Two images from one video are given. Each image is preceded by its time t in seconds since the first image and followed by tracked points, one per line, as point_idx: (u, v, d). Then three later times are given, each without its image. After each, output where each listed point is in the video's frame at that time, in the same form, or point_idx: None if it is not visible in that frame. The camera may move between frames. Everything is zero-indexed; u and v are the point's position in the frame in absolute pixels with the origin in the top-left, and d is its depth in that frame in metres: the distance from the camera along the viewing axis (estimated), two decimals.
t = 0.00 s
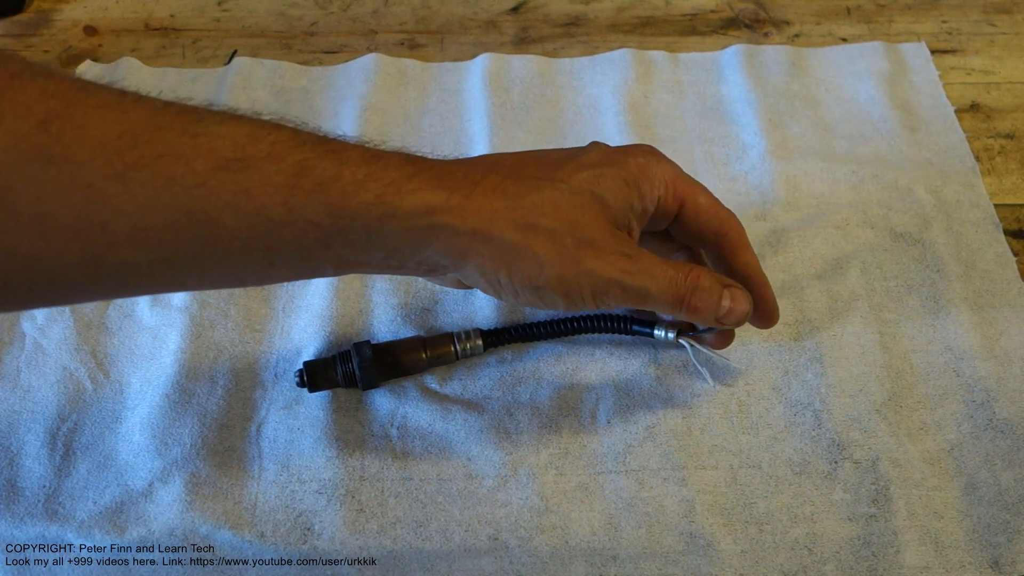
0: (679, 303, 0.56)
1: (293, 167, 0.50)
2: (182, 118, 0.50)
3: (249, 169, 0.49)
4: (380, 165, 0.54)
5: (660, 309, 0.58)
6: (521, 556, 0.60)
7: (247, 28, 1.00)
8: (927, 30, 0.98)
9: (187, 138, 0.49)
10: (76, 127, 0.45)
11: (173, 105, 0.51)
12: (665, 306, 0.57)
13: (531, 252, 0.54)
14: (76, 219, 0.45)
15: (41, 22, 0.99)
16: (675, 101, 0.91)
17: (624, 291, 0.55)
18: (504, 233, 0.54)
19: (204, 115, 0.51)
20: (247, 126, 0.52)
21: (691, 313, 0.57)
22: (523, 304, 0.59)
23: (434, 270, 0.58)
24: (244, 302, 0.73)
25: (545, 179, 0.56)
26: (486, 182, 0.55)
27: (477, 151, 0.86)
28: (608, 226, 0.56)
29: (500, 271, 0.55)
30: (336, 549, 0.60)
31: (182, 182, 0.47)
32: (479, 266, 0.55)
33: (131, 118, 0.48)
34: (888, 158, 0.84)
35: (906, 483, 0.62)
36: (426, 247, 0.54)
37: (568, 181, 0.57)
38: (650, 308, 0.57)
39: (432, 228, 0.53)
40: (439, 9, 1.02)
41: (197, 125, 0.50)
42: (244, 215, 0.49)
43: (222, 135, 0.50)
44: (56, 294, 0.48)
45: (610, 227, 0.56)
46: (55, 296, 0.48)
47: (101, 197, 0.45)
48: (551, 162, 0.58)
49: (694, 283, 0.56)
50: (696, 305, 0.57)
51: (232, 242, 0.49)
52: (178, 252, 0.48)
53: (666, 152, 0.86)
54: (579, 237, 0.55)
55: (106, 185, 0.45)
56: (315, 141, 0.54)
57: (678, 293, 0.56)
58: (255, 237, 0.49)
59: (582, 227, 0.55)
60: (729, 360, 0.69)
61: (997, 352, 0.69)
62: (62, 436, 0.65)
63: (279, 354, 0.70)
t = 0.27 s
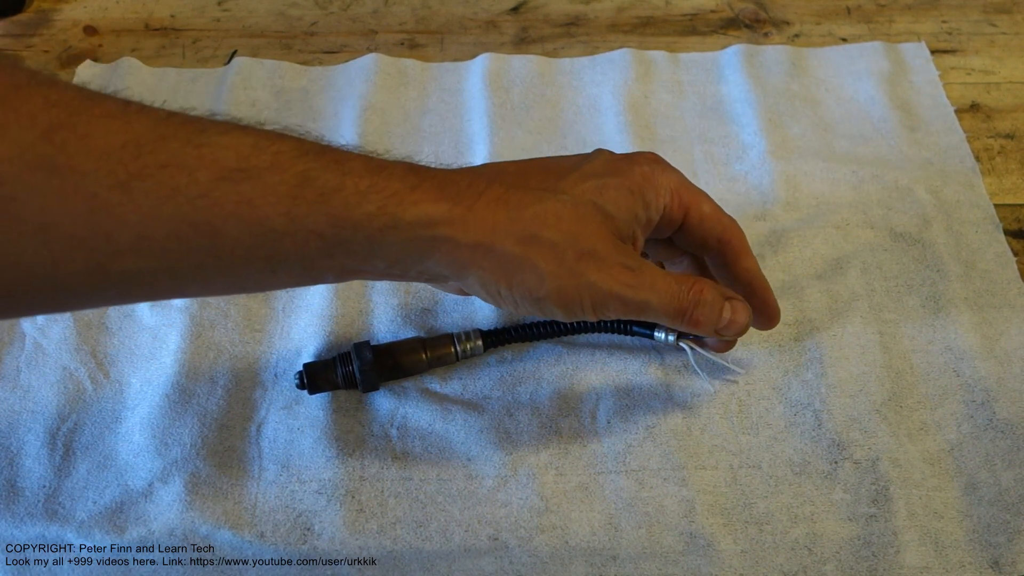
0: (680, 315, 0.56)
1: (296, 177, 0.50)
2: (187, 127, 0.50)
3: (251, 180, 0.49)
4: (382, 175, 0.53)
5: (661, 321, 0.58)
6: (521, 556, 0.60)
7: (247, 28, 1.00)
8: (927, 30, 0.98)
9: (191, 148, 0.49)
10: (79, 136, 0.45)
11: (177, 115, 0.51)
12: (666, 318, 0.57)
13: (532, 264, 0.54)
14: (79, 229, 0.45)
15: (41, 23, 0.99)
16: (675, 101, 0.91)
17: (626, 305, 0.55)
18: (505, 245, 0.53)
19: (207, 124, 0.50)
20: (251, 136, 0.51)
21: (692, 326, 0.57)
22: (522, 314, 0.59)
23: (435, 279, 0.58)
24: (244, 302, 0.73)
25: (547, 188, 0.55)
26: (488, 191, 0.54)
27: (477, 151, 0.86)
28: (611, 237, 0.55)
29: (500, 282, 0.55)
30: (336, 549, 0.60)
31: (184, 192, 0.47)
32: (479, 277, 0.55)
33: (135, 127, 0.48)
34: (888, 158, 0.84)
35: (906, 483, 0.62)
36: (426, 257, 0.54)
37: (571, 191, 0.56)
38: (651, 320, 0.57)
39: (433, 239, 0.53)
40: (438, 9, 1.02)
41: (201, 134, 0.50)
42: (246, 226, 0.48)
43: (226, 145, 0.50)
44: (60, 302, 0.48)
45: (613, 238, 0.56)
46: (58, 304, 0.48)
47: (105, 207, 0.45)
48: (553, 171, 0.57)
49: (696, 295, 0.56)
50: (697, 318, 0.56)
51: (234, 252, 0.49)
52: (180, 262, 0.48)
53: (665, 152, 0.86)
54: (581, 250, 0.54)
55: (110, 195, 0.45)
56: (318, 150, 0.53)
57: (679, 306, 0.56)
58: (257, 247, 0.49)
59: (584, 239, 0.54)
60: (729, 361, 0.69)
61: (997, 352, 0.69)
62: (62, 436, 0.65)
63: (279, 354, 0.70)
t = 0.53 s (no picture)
0: (674, 314, 0.56)
1: (292, 182, 0.50)
2: (185, 133, 0.50)
3: (247, 184, 0.49)
4: (377, 181, 0.53)
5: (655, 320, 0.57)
6: (521, 556, 0.60)
7: (247, 28, 1.00)
8: (927, 30, 0.98)
9: (188, 153, 0.49)
10: (77, 141, 0.46)
11: (175, 120, 0.51)
12: (660, 317, 0.56)
13: (520, 267, 0.54)
14: (78, 233, 0.45)
15: (41, 22, 0.99)
16: (675, 101, 0.91)
17: (617, 305, 0.55)
18: (493, 248, 0.54)
19: (205, 130, 0.51)
20: (248, 142, 0.52)
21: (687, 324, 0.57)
22: (514, 317, 0.59)
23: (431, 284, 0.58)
24: (244, 302, 0.73)
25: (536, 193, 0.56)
26: (479, 197, 0.55)
27: (477, 151, 0.86)
28: (600, 239, 0.56)
29: (491, 285, 0.55)
30: (336, 549, 0.60)
31: (181, 196, 0.47)
32: (472, 282, 0.55)
33: (133, 132, 0.48)
34: (888, 158, 0.84)
35: (906, 483, 0.62)
36: (419, 263, 0.54)
37: (561, 195, 0.56)
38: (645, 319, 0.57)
39: (425, 245, 0.53)
40: (439, 9, 1.02)
41: (198, 140, 0.50)
42: (243, 229, 0.48)
43: (223, 150, 0.50)
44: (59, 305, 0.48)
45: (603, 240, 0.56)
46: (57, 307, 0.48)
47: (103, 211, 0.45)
48: (544, 175, 0.58)
49: (690, 294, 0.56)
50: (692, 316, 0.56)
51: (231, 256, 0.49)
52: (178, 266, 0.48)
53: (666, 152, 0.86)
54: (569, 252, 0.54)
55: (107, 199, 0.45)
56: (315, 157, 0.53)
57: (672, 306, 0.56)
58: (255, 251, 0.49)
59: (573, 242, 0.55)
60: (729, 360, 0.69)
61: (997, 352, 0.69)
62: (62, 436, 0.65)
63: (279, 354, 0.70)
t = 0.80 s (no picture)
0: (600, 255, 0.57)
1: (209, 154, 0.50)
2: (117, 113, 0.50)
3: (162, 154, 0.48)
4: (271, 151, 0.52)
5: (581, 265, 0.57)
6: (521, 556, 0.60)
7: (247, 29, 1.00)
8: (927, 30, 0.98)
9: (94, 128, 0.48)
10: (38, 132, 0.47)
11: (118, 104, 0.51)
12: (585, 259, 0.56)
13: (431, 230, 0.52)
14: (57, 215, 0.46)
15: (41, 23, 0.99)
16: (675, 101, 0.91)
17: (538, 255, 0.55)
18: (403, 218, 0.52)
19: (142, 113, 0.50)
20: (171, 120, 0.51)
21: (613, 262, 0.57)
22: (432, 285, 0.57)
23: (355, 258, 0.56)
24: (244, 302, 0.73)
25: (443, 159, 0.55)
26: (383, 166, 0.53)
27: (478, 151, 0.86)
28: (508, 194, 0.55)
29: (402, 254, 0.53)
30: (336, 549, 0.60)
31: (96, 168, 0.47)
32: (391, 255, 0.54)
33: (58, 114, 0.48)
34: (888, 158, 0.84)
35: (906, 483, 0.62)
36: (335, 238, 0.53)
37: (468, 159, 0.55)
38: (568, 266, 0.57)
39: (341, 220, 0.51)
40: (439, 9, 1.02)
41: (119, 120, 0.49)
42: (165, 199, 0.48)
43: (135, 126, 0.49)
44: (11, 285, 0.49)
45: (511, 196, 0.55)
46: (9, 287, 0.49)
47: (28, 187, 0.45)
48: (440, 141, 0.57)
49: (609, 234, 0.57)
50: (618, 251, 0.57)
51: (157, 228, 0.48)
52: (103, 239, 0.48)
53: (665, 152, 0.86)
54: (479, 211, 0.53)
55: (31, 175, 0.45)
56: (222, 131, 0.52)
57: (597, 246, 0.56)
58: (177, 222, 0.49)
59: (485, 198, 0.54)
60: (729, 360, 0.69)
61: (997, 352, 0.69)
62: (62, 436, 0.65)
63: (280, 354, 0.70)
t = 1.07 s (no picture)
0: (457, 273, 0.62)
1: (143, 162, 0.56)
2: (77, 126, 0.57)
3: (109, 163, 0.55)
4: (191, 157, 0.57)
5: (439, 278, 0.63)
6: (521, 556, 0.60)
7: (247, 29, 1.00)
8: (927, 30, 0.98)
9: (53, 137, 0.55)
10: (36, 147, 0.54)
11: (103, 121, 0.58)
12: (441, 275, 0.62)
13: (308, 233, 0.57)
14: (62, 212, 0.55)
15: (41, 23, 0.99)
16: (675, 101, 0.91)
17: (399, 267, 0.60)
18: (280, 221, 0.57)
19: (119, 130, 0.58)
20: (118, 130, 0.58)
21: (470, 282, 0.63)
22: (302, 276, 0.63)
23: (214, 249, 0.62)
24: (244, 302, 0.73)
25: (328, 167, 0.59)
26: (271, 172, 0.58)
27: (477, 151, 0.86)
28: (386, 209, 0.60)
29: (277, 252, 0.59)
30: (336, 549, 0.60)
31: (50, 171, 0.54)
32: (259, 249, 0.59)
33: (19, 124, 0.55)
34: (888, 158, 0.84)
35: (906, 483, 0.62)
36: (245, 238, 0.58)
37: (345, 169, 0.60)
38: (426, 277, 0.62)
39: (255, 219, 0.57)
40: (439, 9, 1.02)
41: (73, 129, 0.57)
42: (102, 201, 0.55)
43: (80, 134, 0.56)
44: None
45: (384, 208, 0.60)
46: None
47: None
48: (332, 148, 0.61)
49: (473, 255, 0.62)
50: (474, 273, 0.62)
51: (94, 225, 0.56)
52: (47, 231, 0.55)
53: (665, 152, 0.86)
54: (354, 221, 0.58)
55: None
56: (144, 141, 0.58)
57: (455, 266, 0.61)
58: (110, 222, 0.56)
59: (360, 208, 0.58)
60: (729, 360, 0.69)
61: (997, 352, 0.69)
62: (62, 436, 0.65)
63: (280, 355, 0.70)
